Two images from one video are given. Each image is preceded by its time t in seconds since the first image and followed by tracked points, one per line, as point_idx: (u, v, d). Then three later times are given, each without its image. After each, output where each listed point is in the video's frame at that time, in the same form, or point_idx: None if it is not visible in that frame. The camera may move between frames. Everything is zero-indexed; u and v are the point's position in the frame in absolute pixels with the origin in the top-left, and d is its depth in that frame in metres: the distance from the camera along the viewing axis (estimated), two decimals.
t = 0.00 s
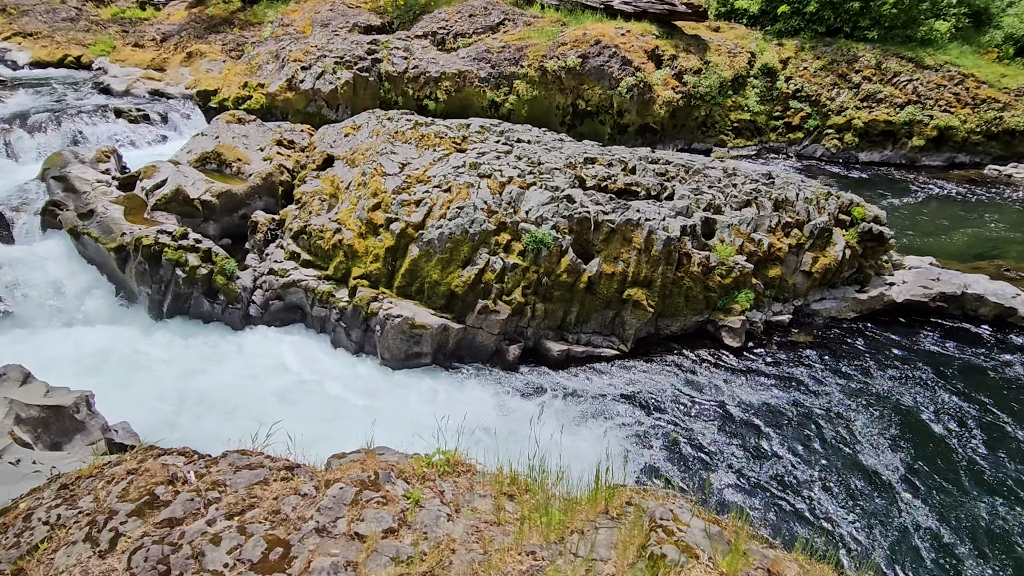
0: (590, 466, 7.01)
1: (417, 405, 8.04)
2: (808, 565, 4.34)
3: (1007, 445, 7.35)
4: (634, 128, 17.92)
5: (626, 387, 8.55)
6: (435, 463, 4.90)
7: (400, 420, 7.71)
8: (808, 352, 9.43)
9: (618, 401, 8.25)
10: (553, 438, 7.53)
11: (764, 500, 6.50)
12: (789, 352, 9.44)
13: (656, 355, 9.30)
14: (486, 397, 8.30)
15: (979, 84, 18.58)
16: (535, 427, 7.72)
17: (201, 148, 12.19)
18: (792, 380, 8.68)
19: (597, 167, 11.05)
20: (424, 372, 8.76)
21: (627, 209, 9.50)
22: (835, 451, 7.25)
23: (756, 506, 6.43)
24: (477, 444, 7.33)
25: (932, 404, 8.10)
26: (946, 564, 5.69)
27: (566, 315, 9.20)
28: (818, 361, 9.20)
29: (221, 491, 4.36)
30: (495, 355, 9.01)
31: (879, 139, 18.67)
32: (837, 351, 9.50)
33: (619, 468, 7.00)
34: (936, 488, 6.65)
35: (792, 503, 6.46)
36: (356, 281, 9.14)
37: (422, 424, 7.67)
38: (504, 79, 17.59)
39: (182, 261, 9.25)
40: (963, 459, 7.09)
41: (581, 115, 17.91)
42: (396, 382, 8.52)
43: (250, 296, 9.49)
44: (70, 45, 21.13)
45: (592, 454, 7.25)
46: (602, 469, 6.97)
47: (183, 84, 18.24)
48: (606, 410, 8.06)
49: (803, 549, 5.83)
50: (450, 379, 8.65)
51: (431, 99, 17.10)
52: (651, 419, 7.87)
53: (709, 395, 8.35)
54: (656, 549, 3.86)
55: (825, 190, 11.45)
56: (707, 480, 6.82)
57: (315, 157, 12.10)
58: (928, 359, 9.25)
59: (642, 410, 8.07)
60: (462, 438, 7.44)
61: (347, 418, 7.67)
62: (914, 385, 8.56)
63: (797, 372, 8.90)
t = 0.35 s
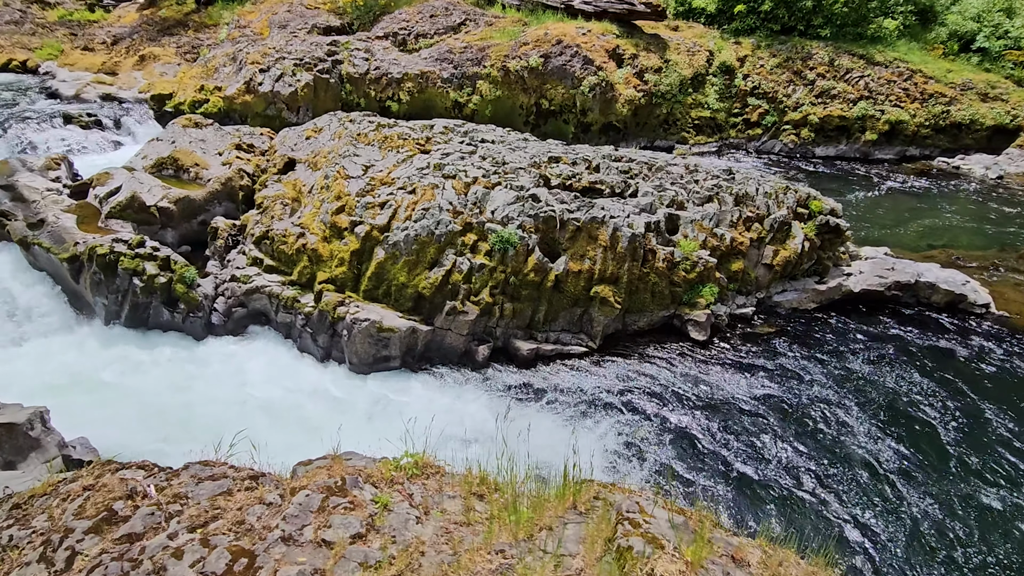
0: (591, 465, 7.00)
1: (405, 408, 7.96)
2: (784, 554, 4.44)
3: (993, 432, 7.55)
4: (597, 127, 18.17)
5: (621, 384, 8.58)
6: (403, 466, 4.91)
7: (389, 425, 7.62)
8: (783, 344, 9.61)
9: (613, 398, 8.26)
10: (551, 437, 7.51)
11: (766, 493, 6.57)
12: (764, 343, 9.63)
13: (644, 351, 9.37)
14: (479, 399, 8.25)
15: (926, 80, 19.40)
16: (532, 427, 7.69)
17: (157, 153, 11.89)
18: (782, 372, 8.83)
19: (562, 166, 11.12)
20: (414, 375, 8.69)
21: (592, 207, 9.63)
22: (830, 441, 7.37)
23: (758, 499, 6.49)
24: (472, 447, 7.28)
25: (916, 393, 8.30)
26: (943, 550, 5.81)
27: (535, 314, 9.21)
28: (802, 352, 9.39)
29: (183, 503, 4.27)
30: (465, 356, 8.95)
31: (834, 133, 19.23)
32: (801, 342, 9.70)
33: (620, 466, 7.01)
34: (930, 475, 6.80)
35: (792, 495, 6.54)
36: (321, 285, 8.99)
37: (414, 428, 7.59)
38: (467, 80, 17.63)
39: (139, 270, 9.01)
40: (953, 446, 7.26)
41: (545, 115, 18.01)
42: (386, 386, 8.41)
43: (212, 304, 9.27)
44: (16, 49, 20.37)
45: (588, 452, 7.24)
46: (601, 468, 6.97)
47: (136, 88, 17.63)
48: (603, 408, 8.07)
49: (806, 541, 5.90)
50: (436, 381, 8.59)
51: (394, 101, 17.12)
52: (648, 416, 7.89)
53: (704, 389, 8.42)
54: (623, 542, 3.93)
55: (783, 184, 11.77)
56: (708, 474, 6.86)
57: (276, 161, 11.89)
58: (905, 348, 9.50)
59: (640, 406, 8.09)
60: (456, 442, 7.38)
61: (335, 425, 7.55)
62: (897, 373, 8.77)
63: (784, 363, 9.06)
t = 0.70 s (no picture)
0: (594, 465, 6.98)
1: (392, 413, 7.87)
2: (744, 543, 4.59)
3: (977, 422, 7.80)
4: (556, 128, 18.41)
5: (615, 382, 8.63)
6: (367, 474, 4.90)
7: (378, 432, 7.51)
8: (754, 338, 9.82)
9: (610, 397, 8.29)
10: (552, 437, 7.48)
11: (767, 486, 6.65)
12: (740, 337, 9.85)
13: (630, 348, 9.50)
14: (473, 402, 8.19)
15: (872, 77, 20.15)
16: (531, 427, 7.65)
17: (105, 162, 11.49)
18: (770, 365, 9.01)
19: (522, 167, 11.17)
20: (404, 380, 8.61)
21: (553, 208, 9.72)
22: (825, 433, 7.51)
23: (761, 492, 6.57)
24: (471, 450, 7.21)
25: (900, 384, 8.53)
26: (939, 538, 5.96)
27: (499, 315, 9.20)
28: (784, 344, 9.61)
29: (138, 521, 4.16)
30: (430, 360, 8.88)
31: (787, 130, 19.79)
32: (763, 334, 9.92)
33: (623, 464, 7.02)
34: (922, 465, 6.97)
35: (795, 488, 6.61)
36: (281, 293, 8.80)
37: (407, 433, 7.49)
38: (425, 82, 17.64)
39: (89, 282, 8.70)
40: (942, 437, 7.46)
41: (504, 116, 18.20)
42: (372, 393, 8.30)
43: (167, 316, 9.01)
44: None
45: (585, 452, 7.23)
46: (602, 467, 6.96)
47: (80, 96, 16.86)
48: (601, 407, 8.08)
49: (807, 536, 5.98)
50: (418, 385, 8.52)
51: (351, 104, 17.07)
52: (646, 413, 7.93)
53: (697, 385, 8.51)
54: (587, 537, 3.97)
55: (738, 180, 12.08)
56: (711, 469, 6.91)
57: (231, 168, 11.63)
58: (881, 339, 9.80)
59: (638, 404, 8.13)
60: (452, 446, 7.30)
61: (324, 435, 7.41)
62: (878, 364, 9.03)
63: (769, 356, 9.26)
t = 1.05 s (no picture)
0: (599, 465, 6.98)
1: (377, 420, 7.76)
2: (703, 532, 4.71)
3: (959, 407, 8.07)
4: (515, 129, 18.53)
5: (608, 381, 8.67)
6: (329, 483, 4.86)
7: (362, 440, 7.40)
8: (724, 332, 10.04)
9: (604, 397, 8.31)
10: (553, 438, 7.45)
11: (771, 479, 6.73)
12: (714, 331, 10.06)
13: (610, 345, 9.60)
14: (465, 407, 8.12)
15: (818, 76, 20.87)
16: (529, 430, 7.61)
17: (46, 172, 11.00)
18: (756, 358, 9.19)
19: (481, 169, 11.17)
20: (390, 387, 8.50)
21: (513, 209, 9.76)
22: (819, 424, 7.66)
23: (766, 485, 6.66)
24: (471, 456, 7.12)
25: (882, 373, 8.79)
26: (939, 524, 6.13)
27: (463, 318, 9.17)
28: (764, 337, 9.83)
29: (89, 544, 4.02)
30: (394, 366, 8.77)
31: (740, 129, 20.29)
32: (725, 328, 10.15)
33: (627, 463, 7.02)
34: (915, 452, 7.18)
35: (796, 482, 6.69)
36: (238, 303, 8.59)
37: (396, 441, 7.38)
38: (382, 86, 17.55)
39: (33, 298, 8.35)
40: (930, 424, 7.70)
41: (463, 119, 18.35)
42: (353, 400, 8.18)
43: (119, 330, 8.74)
44: None
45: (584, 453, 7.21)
46: (605, 467, 6.95)
47: (19, 103, 15.98)
48: (598, 407, 8.10)
49: (814, 529, 6.05)
50: (395, 389, 8.44)
51: (307, 109, 16.84)
52: (643, 411, 7.97)
53: (688, 382, 8.58)
54: (550, 537, 4.04)
55: (694, 178, 12.34)
56: (716, 465, 6.97)
57: (182, 176, 11.31)
58: (855, 329, 10.10)
59: (634, 402, 8.17)
60: (449, 451, 7.20)
61: (309, 446, 7.26)
62: (858, 355, 9.29)
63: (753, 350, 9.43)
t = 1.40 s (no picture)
0: (609, 468, 6.96)
1: (362, 429, 7.62)
2: (670, 528, 4.78)
3: (942, 393, 8.36)
4: (479, 132, 18.57)
5: (600, 381, 8.68)
6: (294, 495, 4.81)
7: (348, 451, 7.25)
8: (699, 328, 10.19)
9: (598, 397, 8.31)
10: (558, 442, 7.40)
11: (774, 475, 6.81)
12: (691, 328, 10.20)
13: (592, 346, 9.65)
14: (459, 412, 8.02)
15: (774, 75, 21.41)
16: (531, 434, 7.54)
17: None
18: (743, 354, 9.32)
19: (445, 172, 11.14)
20: (377, 396, 8.35)
21: (479, 212, 9.76)
22: (815, 416, 7.80)
23: (776, 481, 6.73)
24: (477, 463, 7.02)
25: (866, 364, 9.01)
26: (944, 510, 6.32)
27: (430, 322, 9.12)
28: (747, 333, 9.98)
29: (42, 568, 3.87)
30: (362, 373, 8.66)
31: (700, 128, 20.67)
32: (690, 324, 10.32)
33: (637, 464, 7.02)
34: (910, 439, 7.38)
35: (798, 476, 6.79)
36: (199, 314, 8.37)
37: (387, 451, 7.25)
38: (342, 90, 17.40)
39: None
40: (919, 411, 7.93)
41: (426, 122, 18.33)
42: (333, 409, 8.03)
43: (73, 346, 8.42)
44: None
45: (584, 454, 7.20)
46: (610, 470, 6.95)
47: None
48: (597, 408, 8.09)
49: (821, 523, 6.15)
50: (372, 396, 8.31)
51: (266, 114, 16.55)
52: (642, 410, 8.00)
53: (680, 380, 8.66)
54: (519, 538, 4.07)
55: (656, 178, 12.53)
56: (724, 463, 7.02)
57: (136, 185, 10.99)
58: (832, 321, 10.36)
59: (632, 402, 8.19)
60: (449, 458, 7.10)
61: (296, 459, 7.06)
62: (841, 347, 9.51)
63: (739, 346, 9.57)
